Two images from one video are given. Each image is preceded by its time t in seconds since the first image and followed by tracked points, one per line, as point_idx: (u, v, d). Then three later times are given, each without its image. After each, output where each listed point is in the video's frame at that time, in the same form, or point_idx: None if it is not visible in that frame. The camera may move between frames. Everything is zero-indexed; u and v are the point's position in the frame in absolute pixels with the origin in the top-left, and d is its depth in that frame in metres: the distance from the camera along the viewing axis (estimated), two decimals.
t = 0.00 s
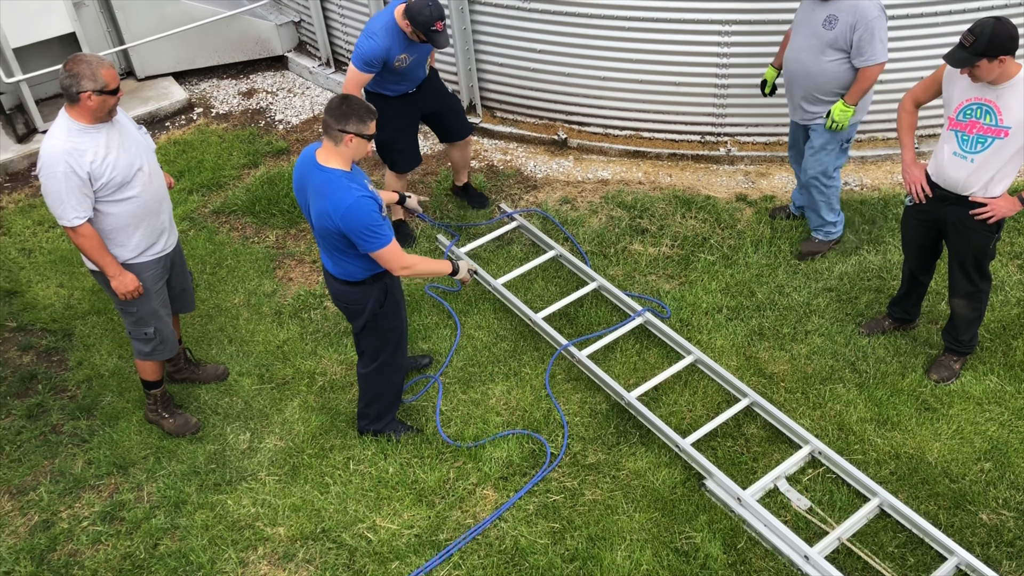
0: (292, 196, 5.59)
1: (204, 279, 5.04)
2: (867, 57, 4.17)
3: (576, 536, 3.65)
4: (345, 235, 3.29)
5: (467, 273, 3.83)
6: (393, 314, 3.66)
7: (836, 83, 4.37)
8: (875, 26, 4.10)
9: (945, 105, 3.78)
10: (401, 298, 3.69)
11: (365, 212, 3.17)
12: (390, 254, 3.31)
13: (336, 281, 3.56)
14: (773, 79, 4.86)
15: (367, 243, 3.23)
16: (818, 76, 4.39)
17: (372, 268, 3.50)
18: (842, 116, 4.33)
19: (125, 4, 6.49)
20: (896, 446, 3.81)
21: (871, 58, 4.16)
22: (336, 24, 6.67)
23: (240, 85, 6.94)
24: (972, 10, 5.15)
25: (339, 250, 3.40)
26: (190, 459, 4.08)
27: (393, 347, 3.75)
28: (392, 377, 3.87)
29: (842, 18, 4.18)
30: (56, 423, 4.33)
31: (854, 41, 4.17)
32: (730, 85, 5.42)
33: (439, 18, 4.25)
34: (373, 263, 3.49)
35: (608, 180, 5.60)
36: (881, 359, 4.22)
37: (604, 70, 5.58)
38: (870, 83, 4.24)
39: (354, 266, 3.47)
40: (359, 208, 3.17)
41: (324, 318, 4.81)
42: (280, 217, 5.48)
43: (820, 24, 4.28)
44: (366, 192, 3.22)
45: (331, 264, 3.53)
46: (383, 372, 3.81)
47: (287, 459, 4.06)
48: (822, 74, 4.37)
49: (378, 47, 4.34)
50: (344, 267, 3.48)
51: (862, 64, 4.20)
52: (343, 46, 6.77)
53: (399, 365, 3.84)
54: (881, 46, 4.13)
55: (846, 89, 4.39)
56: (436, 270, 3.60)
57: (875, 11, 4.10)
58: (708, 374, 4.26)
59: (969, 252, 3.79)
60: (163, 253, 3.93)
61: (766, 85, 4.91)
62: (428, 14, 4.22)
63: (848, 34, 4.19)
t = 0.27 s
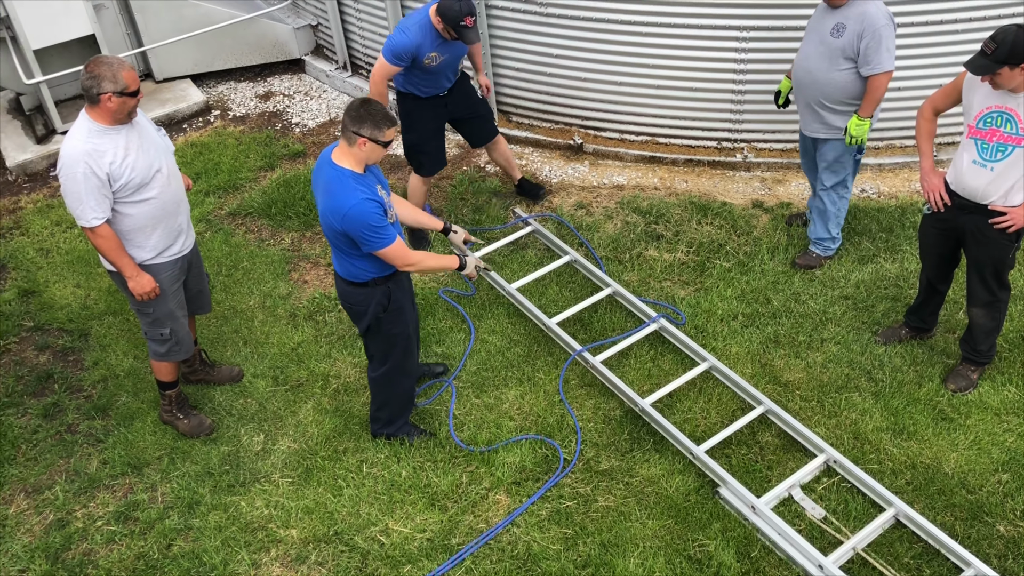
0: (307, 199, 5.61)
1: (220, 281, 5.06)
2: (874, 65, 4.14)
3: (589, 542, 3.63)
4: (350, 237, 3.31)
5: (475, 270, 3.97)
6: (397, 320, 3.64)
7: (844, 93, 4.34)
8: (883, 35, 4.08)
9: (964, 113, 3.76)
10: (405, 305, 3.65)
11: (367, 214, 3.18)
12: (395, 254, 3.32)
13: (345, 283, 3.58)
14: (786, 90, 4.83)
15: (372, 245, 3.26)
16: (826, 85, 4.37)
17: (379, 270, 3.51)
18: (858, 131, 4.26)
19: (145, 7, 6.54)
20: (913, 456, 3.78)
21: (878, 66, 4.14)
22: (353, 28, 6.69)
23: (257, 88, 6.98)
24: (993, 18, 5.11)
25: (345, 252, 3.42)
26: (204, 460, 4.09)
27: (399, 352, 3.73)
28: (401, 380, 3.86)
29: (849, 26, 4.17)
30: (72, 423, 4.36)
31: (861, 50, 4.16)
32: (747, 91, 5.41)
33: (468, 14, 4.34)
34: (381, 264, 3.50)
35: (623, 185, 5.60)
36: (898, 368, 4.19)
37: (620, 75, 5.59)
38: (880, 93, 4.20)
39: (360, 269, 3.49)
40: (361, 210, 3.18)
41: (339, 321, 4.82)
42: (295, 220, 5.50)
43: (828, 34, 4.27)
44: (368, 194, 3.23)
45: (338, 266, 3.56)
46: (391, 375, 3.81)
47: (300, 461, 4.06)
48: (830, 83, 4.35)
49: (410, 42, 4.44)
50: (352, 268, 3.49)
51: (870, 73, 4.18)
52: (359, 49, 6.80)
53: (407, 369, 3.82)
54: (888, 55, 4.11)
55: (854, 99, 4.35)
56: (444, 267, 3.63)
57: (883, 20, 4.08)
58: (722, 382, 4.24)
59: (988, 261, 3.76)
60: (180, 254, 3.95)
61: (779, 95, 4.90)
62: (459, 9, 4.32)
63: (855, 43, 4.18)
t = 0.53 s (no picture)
0: (317, 204, 5.64)
1: (229, 286, 5.09)
2: (879, 76, 4.15)
3: (596, 550, 3.63)
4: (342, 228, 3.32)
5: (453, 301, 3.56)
6: (387, 323, 3.60)
7: (848, 101, 4.35)
8: (890, 46, 4.09)
9: (974, 123, 3.76)
10: (397, 308, 3.60)
11: (355, 209, 3.17)
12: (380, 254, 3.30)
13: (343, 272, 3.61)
14: (796, 97, 4.72)
15: (354, 241, 3.24)
16: (830, 93, 4.38)
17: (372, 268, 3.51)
18: (868, 143, 4.27)
19: (157, 12, 6.58)
20: (921, 465, 3.77)
21: (883, 77, 4.14)
22: (364, 35, 6.72)
23: (268, 93, 7.02)
24: (1004, 27, 5.12)
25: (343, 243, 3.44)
26: (212, 464, 4.10)
27: (393, 354, 3.70)
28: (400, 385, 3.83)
29: (856, 35, 4.18)
30: (81, 426, 4.37)
31: (867, 60, 4.17)
32: (757, 99, 5.42)
33: (525, 18, 4.35)
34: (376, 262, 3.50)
35: (632, 192, 5.60)
36: (907, 377, 4.18)
37: (629, 83, 5.60)
38: (887, 104, 4.20)
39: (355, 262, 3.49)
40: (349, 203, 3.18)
41: (347, 326, 4.83)
42: (304, 225, 5.53)
43: (835, 41, 4.28)
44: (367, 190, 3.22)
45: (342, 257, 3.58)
46: (392, 377, 3.78)
47: (308, 466, 4.07)
48: (835, 91, 4.36)
49: (465, 40, 4.52)
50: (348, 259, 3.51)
51: (876, 83, 4.18)
52: (370, 56, 6.83)
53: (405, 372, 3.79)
54: (894, 66, 4.12)
55: (859, 108, 4.36)
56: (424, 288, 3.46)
57: (890, 31, 4.09)
58: (731, 389, 4.24)
59: (998, 271, 3.76)
60: (190, 258, 3.97)
61: (790, 102, 4.81)
62: (516, 13, 4.33)
63: (862, 52, 4.18)
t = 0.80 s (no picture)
0: (319, 212, 5.65)
1: (231, 294, 5.09)
2: (878, 85, 4.16)
3: (597, 560, 3.62)
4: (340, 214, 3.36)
5: (340, 359, 3.46)
6: (392, 318, 3.59)
7: (848, 110, 4.36)
8: (889, 55, 4.09)
9: (975, 133, 3.76)
10: (402, 303, 3.58)
11: (337, 195, 3.20)
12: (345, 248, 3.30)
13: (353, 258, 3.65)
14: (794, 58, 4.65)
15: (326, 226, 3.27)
16: (830, 101, 4.38)
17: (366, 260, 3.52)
18: (859, 149, 4.28)
19: (160, 21, 6.61)
20: (923, 475, 3.76)
21: (882, 86, 4.15)
22: (366, 43, 6.74)
23: (270, 102, 7.04)
24: (1005, 37, 5.12)
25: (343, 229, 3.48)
26: (213, 472, 4.10)
27: (399, 351, 3.67)
28: (403, 386, 3.79)
29: (855, 44, 4.18)
30: (82, 434, 4.37)
31: (866, 69, 4.17)
32: (758, 108, 5.43)
33: (539, 28, 4.37)
34: (373, 255, 3.50)
35: (634, 201, 5.61)
36: (909, 387, 4.18)
37: (631, 92, 5.62)
38: (884, 113, 4.21)
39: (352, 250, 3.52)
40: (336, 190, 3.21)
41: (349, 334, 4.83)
42: (306, 233, 5.54)
43: (835, 50, 4.29)
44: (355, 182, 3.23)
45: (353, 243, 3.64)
46: (395, 376, 3.76)
47: (309, 475, 4.07)
48: (835, 100, 4.36)
49: (485, 37, 4.64)
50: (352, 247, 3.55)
51: (874, 91, 4.19)
52: (372, 64, 6.85)
53: (409, 373, 3.75)
54: (893, 75, 4.12)
55: (858, 116, 4.37)
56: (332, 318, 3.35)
57: (890, 40, 4.09)
58: (732, 399, 4.23)
59: (1000, 281, 3.76)
60: (191, 266, 3.96)
61: (783, 65, 4.68)
62: (531, 21, 4.37)
63: (861, 61, 4.19)
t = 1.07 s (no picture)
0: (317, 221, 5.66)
1: (229, 303, 5.09)
2: (873, 95, 4.17)
3: (595, 571, 3.60)
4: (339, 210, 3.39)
5: (296, 346, 3.34)
6: (399, 317, 3.60)
7: (844, 120, 4.37)
8: (884, 65, 4.11)
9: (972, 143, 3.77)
10: (407, 302, 3.59)
11: (328, 190, 3.23)
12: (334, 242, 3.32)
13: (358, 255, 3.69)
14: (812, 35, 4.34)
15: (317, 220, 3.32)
16: (826, 111, 4.40)
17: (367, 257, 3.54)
18: (855, 159, 4.32)
19: (159, 31, 6.63)
20: (921, 485, 3.76)
21: (877, 96, 4.16)
22: (365, 53, 6.76)
23: (268, 111, 7.05)
24: (1001, 47, 5.15)
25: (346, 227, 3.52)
26: (210, 482, 4.08)
27: (406, 350, 3.67)
28: (405, 388, 3.78)
29: (851, 54, 4.20)
30: (79, 443, 4.36)
31: (862, 79, 4.19)
32: (756, 118, 5.44)
33: (508, 35, 4.40)
34: (373, 252, 3.52)
35: (632, 211, 5.62)
36: (907, 397, 4.17)
37: (629, 102, 5.64)
38: (879, 123, 4.23)
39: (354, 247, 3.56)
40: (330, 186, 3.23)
41: (347, 344, 4.83)
42: (304, 242, 5.54)
43: (831, 60, 4.31)
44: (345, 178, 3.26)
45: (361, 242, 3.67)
46: (399, 377, 3.75)
47: (306, 485, 4.05)
48: (831, 109, 4.38)
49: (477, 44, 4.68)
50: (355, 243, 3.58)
51: (869, 101, 4.20)
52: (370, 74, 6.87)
53: (412, 373, 3.75)
54: (888, 85, 4.13)
55: (854, 126, 4.38)
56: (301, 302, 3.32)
57: (885, 50, 4.11)
58: (730, 408, 4.23)
59: (997, 291, 3.76)
60: (190, 276, 3.96)
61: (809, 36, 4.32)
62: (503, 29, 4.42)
63: (856, 71, 4.21)
